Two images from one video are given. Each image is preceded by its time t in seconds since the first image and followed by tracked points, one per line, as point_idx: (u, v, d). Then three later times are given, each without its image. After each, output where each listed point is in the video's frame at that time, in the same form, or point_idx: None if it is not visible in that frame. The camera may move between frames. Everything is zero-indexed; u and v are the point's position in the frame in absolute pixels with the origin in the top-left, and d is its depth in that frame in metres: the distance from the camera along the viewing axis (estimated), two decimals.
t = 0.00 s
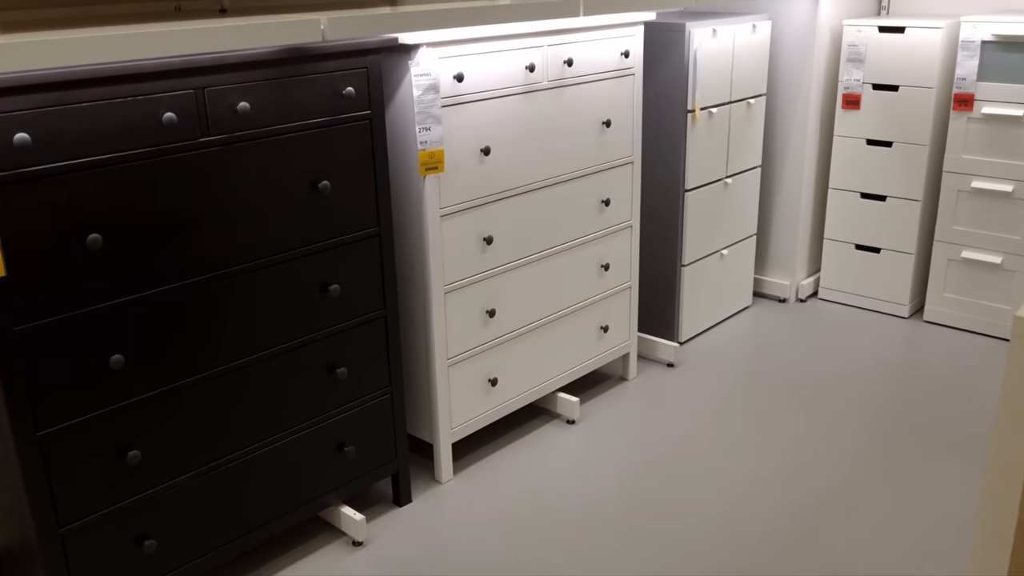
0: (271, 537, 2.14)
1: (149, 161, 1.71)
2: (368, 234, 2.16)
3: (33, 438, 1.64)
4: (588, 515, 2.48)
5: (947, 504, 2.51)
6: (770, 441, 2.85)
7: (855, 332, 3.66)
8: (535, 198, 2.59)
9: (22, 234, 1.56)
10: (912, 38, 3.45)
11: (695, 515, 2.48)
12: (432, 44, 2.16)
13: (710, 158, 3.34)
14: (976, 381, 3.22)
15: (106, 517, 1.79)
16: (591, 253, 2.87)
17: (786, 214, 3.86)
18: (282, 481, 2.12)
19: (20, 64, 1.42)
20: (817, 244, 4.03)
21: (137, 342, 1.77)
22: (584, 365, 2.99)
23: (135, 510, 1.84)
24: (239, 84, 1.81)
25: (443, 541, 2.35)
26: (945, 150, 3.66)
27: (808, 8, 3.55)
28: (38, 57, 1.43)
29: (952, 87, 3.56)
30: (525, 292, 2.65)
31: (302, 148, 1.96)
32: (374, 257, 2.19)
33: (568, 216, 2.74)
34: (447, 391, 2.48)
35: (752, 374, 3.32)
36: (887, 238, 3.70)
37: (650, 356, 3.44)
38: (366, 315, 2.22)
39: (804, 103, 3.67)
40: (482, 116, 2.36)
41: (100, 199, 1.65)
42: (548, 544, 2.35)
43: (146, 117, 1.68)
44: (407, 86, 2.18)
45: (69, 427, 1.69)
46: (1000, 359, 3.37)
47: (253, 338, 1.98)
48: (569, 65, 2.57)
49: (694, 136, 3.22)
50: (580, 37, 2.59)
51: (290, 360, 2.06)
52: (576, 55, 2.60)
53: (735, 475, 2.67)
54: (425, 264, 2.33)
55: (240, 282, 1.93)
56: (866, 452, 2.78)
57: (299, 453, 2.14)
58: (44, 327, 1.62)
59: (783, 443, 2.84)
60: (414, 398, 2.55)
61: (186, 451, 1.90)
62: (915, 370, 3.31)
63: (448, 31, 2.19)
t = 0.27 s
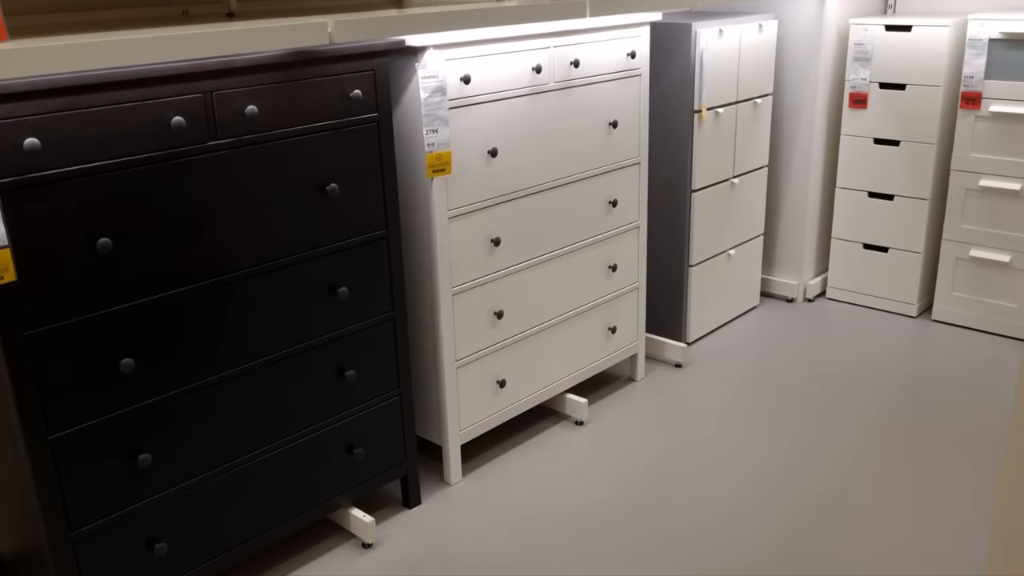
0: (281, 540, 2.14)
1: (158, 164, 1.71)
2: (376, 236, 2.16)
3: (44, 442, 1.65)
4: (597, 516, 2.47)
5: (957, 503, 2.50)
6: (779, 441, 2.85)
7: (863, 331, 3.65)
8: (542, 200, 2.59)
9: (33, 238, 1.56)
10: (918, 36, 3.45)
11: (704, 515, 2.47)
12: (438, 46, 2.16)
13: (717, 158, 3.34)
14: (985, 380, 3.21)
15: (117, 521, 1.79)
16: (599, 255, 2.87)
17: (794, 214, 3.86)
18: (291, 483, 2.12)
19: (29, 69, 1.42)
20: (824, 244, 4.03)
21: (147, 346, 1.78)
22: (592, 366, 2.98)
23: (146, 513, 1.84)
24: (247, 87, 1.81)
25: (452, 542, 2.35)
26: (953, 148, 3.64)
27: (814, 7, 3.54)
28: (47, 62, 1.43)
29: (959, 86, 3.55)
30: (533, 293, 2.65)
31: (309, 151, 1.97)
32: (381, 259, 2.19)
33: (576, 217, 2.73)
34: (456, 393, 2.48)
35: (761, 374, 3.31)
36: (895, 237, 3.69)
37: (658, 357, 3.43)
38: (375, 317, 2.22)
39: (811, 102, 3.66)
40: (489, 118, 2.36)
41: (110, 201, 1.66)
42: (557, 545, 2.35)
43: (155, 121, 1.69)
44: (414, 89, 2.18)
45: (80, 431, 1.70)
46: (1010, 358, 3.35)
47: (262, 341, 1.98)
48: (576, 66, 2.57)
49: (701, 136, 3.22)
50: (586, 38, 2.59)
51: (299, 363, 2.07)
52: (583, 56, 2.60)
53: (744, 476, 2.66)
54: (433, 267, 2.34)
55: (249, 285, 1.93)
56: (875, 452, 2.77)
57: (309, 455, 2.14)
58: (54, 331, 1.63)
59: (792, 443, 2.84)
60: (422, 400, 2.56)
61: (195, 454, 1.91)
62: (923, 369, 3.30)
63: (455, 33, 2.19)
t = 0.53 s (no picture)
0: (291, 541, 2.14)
1: (168, 166, 1.72)
2: (385, 237, 2.16)
3: (55, 443, 1.65)
4: (607, 517, 2.47)
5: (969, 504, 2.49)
6: (790, 440, 2.84)
7: (873, 330, 3.63)
8: (550, 200, 2.59)
9: (44, 240, 1.57)
10: (927, 33, 3.43)
11: (715, 515, 2.46)
12: (446, 46, 2.16)
13: (726, 157, 3.33)
14: (997, 378, 3.19)
15: (128, 522, 1.79)
16: (607, 254, 2.86)
17: (803, 212, 3.84)
18: (302, 484, 2.12)
19: (39, 72, 1.43)
20: (833, 242, 4.01)
21: (157, 347, 1.78)
22: (601, 366, 2.98)
23: (156, 514, 1.84)
24: (255, 88, 1.81)
25: (463, 543, 2.35)
26: (962, 146, 3.63)
27: (823, 5, 3.53)
28: (57, 65, 1.44)
29: (968, 83, 3.53)
30: (542, 293, 2.65)
31: (318, 152, 1.97)
32: (390, 260, 2.19)
33: (584, 217, 2.73)
34: (465, 393, 2.48)
35: (771, 373, 3.30)
36: (905, 235, 3.67)
37: (667, 356, 3.42)
38: (384, 318, 2.22)
39: (819, 100, 3.65)
40: (498, 118, 2.36)
41: (121, 203, 1.66)
42: (568, 546, 2.34)
43: (164, 123, 1.69)
44: (422, 89, 2.18)
45: (91, 432, 1.70)
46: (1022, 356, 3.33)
47: (272, 342, 1.98)
48: (584, 65, 2.56)
49: (709, 134, 3.21)
50: (594, 37, 2.58)
51: (308, 363, 2.07)
52: (591, 55, 2.60)
53: (755, 475, 2.65)
54: (442, 267, 2.33)
55: (258, 286, 1.93)
56: (886, 452, 2.76)
57: (319, 456, 2.14)
58: (65, 333, 1.63)
59: (802, 442, 2.82)
60: (431, 400, 2.55)
61: (206, 455, 1.91)
62: (934, 368, 3.29)
63: (463, 33, 2.19)
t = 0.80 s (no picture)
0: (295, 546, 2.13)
1: (170, 170, 1.71)
2: (389, 240, 2.16)
3: (59, 449, 1.64)
4: (613, 519, 2.45)
5: (977, 505, 2.47)
6: (796, 442, 2.82)
7: (879, 331, 3.62)
8: (554, 202, 2.58)
9: (46, 245, 1.57)
10: (931, 33, 3.42)
11: (720, 517, 2.45)
12: (449, 49, 2.16)
13: (729, 158, 3.32)
14: (1003, 379, 3.18)
15: (132, 527, 1.79)
16: (612, 256, 2.86)
17: (807, 214, 3.83)
18: (306, 489, 2.12)
19: (41, 78, 1.42)
20: (838, 243, 4.00)
21: (160, 352, 1.77)
22: (606, 369, 2.97)
23: (161, 520, 1.84)
24: (258, 92, 1.81)
25: (467, 546, 2.34)
26: (967, 146, 3.61)
27: (826, 5, 3.52)
28: (59, 70, 1.43)
29: (973, 83, 3.52)
30: (546, 296, 2.64)
31: (321, 155, 1.96)
32: (394, 264, 2.19)
33: (588, 219, 2.72)
34: (470, 397, 2.47)
35: (776, 375, 3.29)
36: (910, 236, 3.66)
37: (672, 359, 3.41)
38: (388, 322, 2.21)
39: (823, 101, 3.64)
40: (501, 120, 2.35)
41: (123, 208, 1.66)
42: (573, 549, 2.33)
43: (167, 127, 1.68)
44: (425, 92, 2.17)
45: (95, 438, 1.69)
46: None
47: (275, 347, 1.98)
48: (587, 67, 2.56)
49: (713, 136, 3.20)
50: (597, 39, 2.58)
51: (312, 367, 2.06)
52: (594, 57, 2.59)
53: (760, 477, 2.64)
54: (446, 271, 2.33)
55: (262, 290, 1.92)
56: (892, 453, 2.75)
57: (323, 460, 2.14)
58: (68, 339, 1.62)
59: (808, 444, 2.81)
60: (435, 403, 2.55)
61: (210, 460, 1.90)
62: (940, 369, 3.27)
63: (466, 36, 2.18)
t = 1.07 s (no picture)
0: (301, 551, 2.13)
1: (175, 176, 1.71)
2: (394, 244, 2.15)
3: (64, 456, 1.64)
4: (620, 522, 2.44)
5: (987, 507, 2.45)
6: (802, 443, 2.81)
7: (885, 332, 3.61)
8: (558, 205, 2.58)
9: (51, 252, 1.56)
10: (935, 34, 3.41)
11: (728, 519, 2.44)
12: (452, 52, 2.15)
13: (733, 160, 3.31)
14: (1010, 380, 3.16)
15: (138, 534, 1.78)
16: (616, 259, 2.85)
17: (812, 215, 3.82)
18: (312, 494, 2.11)
19: (46, 84, 1.42)
20: (843, 245, 3.99)
21: (165, 358, 1.77)
22: (611, 371, 2.96)
23: (166, 527, 1.83)
24: (262, 96, 1.80)
25: (474, 551, 2.33)
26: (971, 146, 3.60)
27: (829, 6, 3.51)
28: (63, 75, 1.43)
29: (977, 82, 3.51)
30: (550, 299, 2.63)
31: (325, 160, 1.96)
32: (399, 268, 2.18)
33: (592, 222, 2.71)
34: (475, 400, 2.47)
35: (782, 377, 3.28)
36: (914, 237, 3.65)
37: (677, 361, 3.40)
38: (393, 326, 2.21)
39: (827, 102, 3.63)
40: (505, 123, 2.35)
41: (128, 213, 1.65)
42: (580, 552, 2.32)
43: (171, 132, 1.68)
44: (429, 95, 2.17)
45: (100, 445, 1.69)
46: None
47: (281, 352, 1.97)
48: (591, 69, 2.55)
49: (717, 137, 3.19)
50: (600, 41, 2.57)
51: (318, 372, 2.06)
52: (598, 59, 2.58)
53: (767, 479, 2.63)
54: (451, 274, 2.32)
55: (267, 295, 1.92)
56: (899, 454, 2.73)
57: (329, 466, 2.13)
58: (73, 346, 1.62)
59: (815, 446, 2.80)
60: (441, 407, 2.54)
61: (215, 467, 1.90)
62: (947, 370, 3.26)
63: (469, 39, 2.18)
